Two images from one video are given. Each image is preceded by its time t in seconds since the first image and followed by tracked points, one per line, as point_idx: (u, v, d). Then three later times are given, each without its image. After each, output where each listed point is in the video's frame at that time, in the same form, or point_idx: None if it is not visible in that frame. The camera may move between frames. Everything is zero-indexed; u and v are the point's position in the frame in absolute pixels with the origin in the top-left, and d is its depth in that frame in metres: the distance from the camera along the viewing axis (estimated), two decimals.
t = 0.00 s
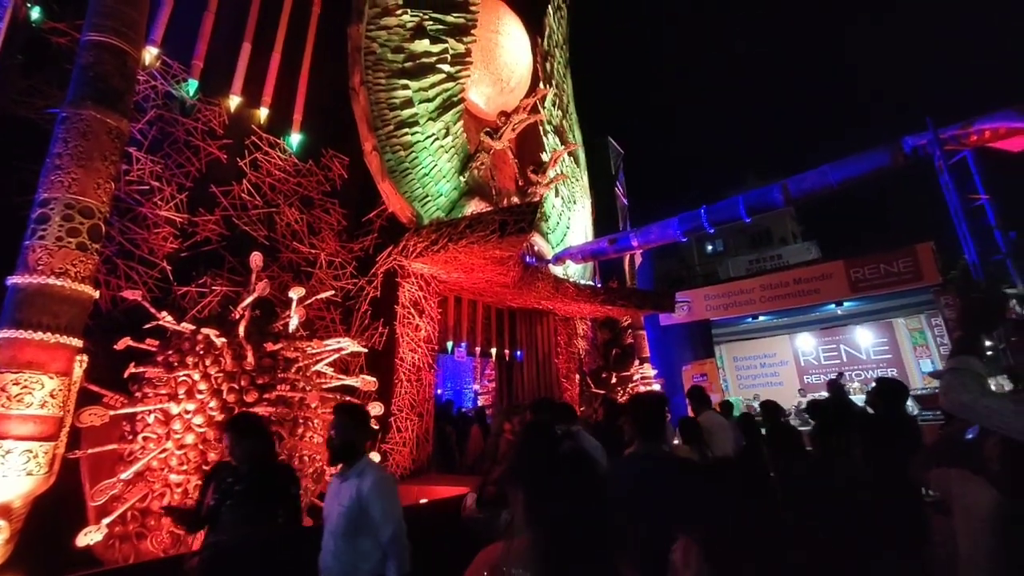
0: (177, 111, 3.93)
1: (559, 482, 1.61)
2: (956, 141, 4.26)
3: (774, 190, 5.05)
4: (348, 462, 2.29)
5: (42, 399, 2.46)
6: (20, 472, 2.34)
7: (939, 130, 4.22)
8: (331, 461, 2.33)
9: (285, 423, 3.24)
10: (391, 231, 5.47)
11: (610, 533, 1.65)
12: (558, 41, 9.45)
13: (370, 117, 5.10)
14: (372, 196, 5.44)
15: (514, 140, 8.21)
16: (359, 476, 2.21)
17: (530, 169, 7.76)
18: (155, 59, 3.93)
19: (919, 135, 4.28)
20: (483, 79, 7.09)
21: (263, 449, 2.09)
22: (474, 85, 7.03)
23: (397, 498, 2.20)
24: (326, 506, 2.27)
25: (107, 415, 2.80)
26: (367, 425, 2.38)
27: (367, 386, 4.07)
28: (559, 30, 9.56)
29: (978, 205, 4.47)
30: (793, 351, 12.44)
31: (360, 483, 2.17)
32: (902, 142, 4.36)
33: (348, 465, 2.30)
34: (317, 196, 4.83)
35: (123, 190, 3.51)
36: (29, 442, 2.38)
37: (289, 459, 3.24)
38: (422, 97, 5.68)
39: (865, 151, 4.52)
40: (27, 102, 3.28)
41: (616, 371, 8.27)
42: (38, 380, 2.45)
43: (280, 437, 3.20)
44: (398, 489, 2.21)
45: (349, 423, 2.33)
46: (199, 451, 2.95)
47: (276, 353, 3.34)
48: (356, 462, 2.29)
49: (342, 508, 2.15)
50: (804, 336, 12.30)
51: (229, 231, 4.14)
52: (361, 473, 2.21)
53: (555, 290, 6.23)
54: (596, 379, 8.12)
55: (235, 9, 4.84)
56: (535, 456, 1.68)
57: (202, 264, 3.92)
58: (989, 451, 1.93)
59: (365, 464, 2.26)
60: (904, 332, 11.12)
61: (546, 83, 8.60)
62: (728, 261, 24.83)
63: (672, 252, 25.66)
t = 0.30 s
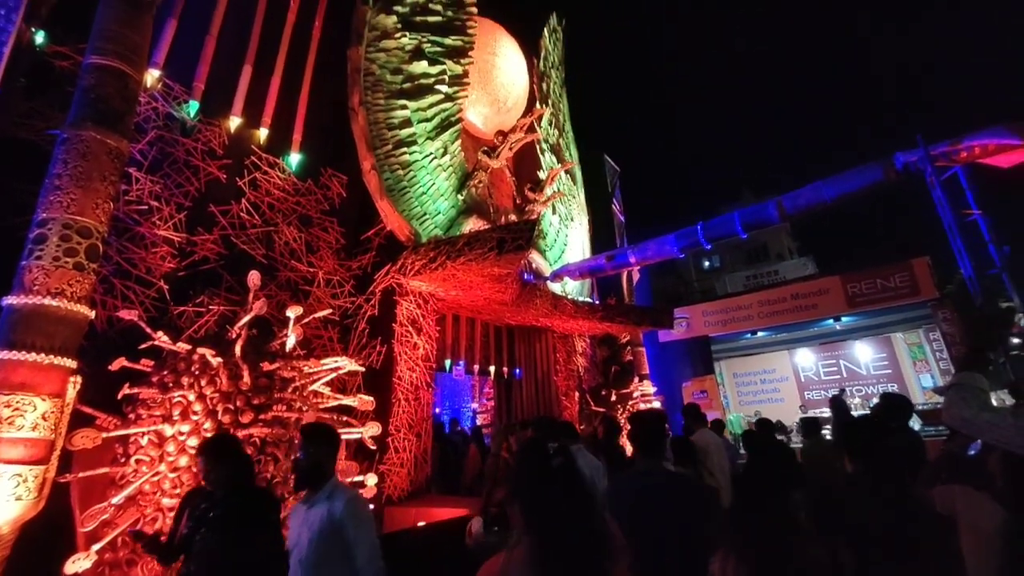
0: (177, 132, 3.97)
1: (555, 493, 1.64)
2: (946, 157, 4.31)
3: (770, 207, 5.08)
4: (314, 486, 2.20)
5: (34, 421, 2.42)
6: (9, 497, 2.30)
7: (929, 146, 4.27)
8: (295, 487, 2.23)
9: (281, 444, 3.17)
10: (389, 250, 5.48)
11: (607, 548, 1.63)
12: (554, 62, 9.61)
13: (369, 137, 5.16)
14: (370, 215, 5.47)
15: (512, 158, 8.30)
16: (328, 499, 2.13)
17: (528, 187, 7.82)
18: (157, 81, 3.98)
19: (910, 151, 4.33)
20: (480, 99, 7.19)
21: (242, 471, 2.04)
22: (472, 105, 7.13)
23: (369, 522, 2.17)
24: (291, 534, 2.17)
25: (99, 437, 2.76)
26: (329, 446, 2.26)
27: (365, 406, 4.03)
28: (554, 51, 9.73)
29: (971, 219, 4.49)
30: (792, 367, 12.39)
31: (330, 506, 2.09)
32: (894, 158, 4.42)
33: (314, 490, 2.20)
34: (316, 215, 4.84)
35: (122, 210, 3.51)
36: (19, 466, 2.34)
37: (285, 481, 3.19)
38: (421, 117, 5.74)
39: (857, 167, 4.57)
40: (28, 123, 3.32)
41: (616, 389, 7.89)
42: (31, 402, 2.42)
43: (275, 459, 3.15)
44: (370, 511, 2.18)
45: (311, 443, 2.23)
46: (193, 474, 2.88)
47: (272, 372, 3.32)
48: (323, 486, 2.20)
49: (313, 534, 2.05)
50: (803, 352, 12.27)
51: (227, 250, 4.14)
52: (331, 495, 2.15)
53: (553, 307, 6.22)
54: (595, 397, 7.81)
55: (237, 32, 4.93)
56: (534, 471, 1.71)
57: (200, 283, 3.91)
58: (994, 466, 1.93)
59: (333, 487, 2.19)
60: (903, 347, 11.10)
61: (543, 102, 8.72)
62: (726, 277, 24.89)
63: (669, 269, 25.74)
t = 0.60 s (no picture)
0: (178, 142, 3.98)
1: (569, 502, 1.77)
2: (943, 165, 4.33)
3: (768, 215, 5.08)
4: (295, 499, 1.98)
5: (29, 432, 2.41)
6: (2, 509, 2.27)
7: (925, 154, 4.30)
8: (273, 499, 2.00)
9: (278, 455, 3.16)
10: (388, 259, 5.47)
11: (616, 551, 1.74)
12: (553, 73, 9.68)
13: (368, 146, 5.18)
14: (370, 224, 5.48)
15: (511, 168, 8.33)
16: (309, 514, 1.92)
17: (527, 196, 7.84)
18: (158, 92, 4.01)
19: (907, 159, 4.36)
20: (479, 109, 7.24)
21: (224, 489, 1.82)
22: (471, 115, 7.18)
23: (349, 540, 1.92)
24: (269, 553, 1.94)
25: (96, 448, 2.74)
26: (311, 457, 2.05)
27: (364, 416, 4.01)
28: (553, 61, 9.80)
29: (969, 226, 4.50)
30: (793, 375, 12.35)
31: (310, 521, 1.88)
32: (891, 167, 4.44)
33: (295, 503, 1.98)
34: (316, 224, 4.85)
35: (121, 220, 3.51)
36: (14, 478, 2.32)
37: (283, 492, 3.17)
38: (420, 127, 5.76)
39: (855, 175, 4.59)
40: (29, 134, 3.33)
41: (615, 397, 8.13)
42: (26, 413, 2.40)
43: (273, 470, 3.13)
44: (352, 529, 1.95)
45: (291, 453, 2.00)
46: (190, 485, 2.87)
47: (271, 382, 3.30)
48: (305, 498, 1.99)
49: (292, 550, 1.82)
50: (803, 359, 12.24)
51: (226, 259, 4.14)
52: (311, 508, 1.93)
53: (553, 315, 6.21)
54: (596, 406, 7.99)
55: (238, 44, 4.97)
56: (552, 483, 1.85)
57: (198, 293, 3.90)
58: (995, 475, 1.95)
59: (316, 500, 1.98)
60: (904, 354, 11.07)
61: (541, 112, 8.77)
62: (725, 286, 24.88)
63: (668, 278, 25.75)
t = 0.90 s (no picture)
0: (183, 162, 4.04)
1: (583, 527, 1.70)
2: (942, 179, 4.34)
3: (769, 229, 5.09)
4: (288, 525, 1.96)
5: (30, 452, 2.40)
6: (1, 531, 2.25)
7: (925, 168, 4.31)
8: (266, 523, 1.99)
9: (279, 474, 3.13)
10: (390, 275, 5.50)
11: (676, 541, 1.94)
12: (553, 91, 9.80)
13: (371, 164, 5.23)
14: (372, 241, 5.52)
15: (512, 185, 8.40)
16: (303, 542, 1.89)
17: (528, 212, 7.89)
18: (165, 113, 4.08)
19: (906, 173, 4.37)
20: (481, 127, 7.33)
21: (197, 513, 1.77)
22: (472, 133, 7.28)
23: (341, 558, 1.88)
24: None
25: (96, 468, 2.72)
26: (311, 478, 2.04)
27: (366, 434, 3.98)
28: (553, 80, 9.92)
29: (971, 240, 4.49)
30: (799, 390, 12.24)
31: (303, 551, 1.85)
32: (891, 181, 4.44)
33: (288, 528, 1.96)
34: (319, 242, 4.88)
35: (127, 239, 3.55)
36: (13, 499, 2.31)
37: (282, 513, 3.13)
38: (422, 145, 5.82)
39: (855, 189, 4.59)
40: (37, 155, 3.39)
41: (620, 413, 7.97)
42: (27, 433, 2.40)
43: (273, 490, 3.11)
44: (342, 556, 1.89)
45: (286, 474, 1.98)
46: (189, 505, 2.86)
47: (273, 401, 3.29)
48: (299, 524, 1.97)
49: None
50: (809, 374, 12.13)
51: (230, 277, 4.16)
52: (305, 538, 1.90)
53: (555, 331, 6.20)
54: (600, 423, 7.83)
55: (244, 66, 5.07)
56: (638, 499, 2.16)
57: (201, 311, 3.92)
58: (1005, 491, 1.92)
59: (309, 527, 1.96)
60: (910, 368, 10.99)
61: (542, 129, 8.86)
62: (728, 300, 24.82)
63: (671, 292, 25.72)
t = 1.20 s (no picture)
0: (188, 176, 4.08)
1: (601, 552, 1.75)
2: (943, 186, 4.35)
3: (771, 237, 5.09)
4: (277, 541, 1.92)
5: (31, 467, 2.40)
6: (2, 546, 2.25)
7: (925, 175, 4.31)
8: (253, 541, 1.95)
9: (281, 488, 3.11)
10: (392, 286, 5.51)
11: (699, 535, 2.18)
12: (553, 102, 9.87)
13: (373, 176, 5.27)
14: (375, 253, 5.55)
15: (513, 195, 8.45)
16: (293, 560, 1.84)
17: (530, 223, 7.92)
18: (170, 128, 4.14)
19: (906, 180, 4.38)
20: (482, 138, 7.39)
21: (167, 528, 1.74)
22: (474, 145, 7.37)
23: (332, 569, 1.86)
24: None
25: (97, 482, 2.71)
26: (303, 487, 2.01)
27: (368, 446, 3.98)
28: (554, 92, 10.01)
29: (974, 247, 4.46)
30: (804, 399, 12.15)
31: (293, 571, 1.79)
32: (891, 188, 4.45)
33: (280, 543, 1.92)
34: (322, 254, 4.90)
35: (131, 253, 3.57)
36: (14, 514, 2.31)
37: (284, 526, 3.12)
38: (424, 157, 5.86)
39: (855, 197, 4.61)
40: (43, 171, 3.43)
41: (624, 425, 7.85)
42: (29, 448, 2.40)
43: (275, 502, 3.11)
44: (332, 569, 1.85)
45: (281, 485, 1.96)
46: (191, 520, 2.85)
47: (275, 413, 3.28)
48: (292, 539, 1.93)
49: None
50: (814, 383, 12.04)
51: (232, 289, 4.18)
52: (295, 555, 1.85)
53: (558, 341, 6.18)
54: (604, 433, 7.78)
55: (248, 82, 5.14)
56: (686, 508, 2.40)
57: (204, 323, 3.93)
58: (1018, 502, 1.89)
59: (303, 543, 1.92)
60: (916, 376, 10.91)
61: (543, 140, 8.92)
62: (731, 308, 24.73)
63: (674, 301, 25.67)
